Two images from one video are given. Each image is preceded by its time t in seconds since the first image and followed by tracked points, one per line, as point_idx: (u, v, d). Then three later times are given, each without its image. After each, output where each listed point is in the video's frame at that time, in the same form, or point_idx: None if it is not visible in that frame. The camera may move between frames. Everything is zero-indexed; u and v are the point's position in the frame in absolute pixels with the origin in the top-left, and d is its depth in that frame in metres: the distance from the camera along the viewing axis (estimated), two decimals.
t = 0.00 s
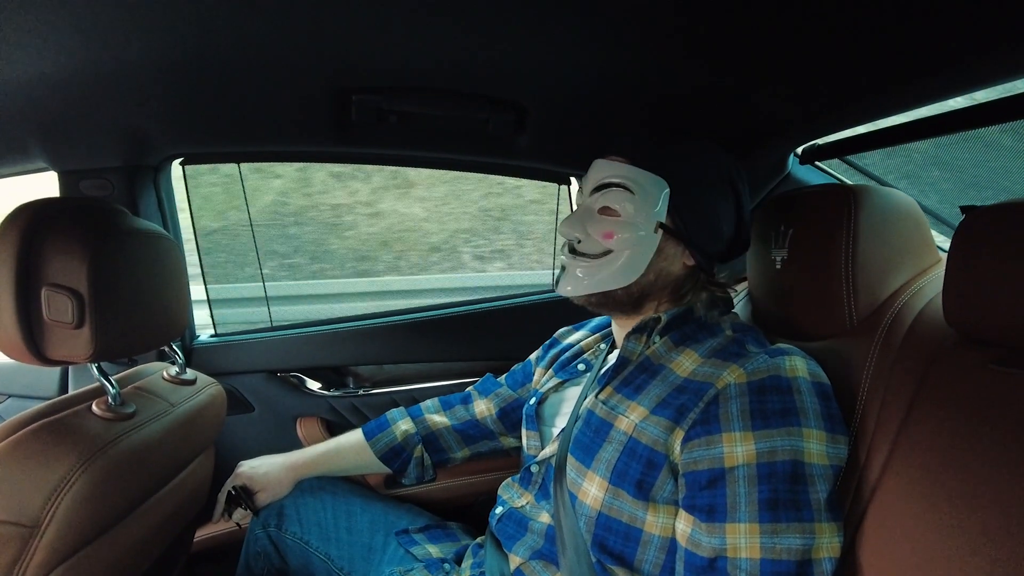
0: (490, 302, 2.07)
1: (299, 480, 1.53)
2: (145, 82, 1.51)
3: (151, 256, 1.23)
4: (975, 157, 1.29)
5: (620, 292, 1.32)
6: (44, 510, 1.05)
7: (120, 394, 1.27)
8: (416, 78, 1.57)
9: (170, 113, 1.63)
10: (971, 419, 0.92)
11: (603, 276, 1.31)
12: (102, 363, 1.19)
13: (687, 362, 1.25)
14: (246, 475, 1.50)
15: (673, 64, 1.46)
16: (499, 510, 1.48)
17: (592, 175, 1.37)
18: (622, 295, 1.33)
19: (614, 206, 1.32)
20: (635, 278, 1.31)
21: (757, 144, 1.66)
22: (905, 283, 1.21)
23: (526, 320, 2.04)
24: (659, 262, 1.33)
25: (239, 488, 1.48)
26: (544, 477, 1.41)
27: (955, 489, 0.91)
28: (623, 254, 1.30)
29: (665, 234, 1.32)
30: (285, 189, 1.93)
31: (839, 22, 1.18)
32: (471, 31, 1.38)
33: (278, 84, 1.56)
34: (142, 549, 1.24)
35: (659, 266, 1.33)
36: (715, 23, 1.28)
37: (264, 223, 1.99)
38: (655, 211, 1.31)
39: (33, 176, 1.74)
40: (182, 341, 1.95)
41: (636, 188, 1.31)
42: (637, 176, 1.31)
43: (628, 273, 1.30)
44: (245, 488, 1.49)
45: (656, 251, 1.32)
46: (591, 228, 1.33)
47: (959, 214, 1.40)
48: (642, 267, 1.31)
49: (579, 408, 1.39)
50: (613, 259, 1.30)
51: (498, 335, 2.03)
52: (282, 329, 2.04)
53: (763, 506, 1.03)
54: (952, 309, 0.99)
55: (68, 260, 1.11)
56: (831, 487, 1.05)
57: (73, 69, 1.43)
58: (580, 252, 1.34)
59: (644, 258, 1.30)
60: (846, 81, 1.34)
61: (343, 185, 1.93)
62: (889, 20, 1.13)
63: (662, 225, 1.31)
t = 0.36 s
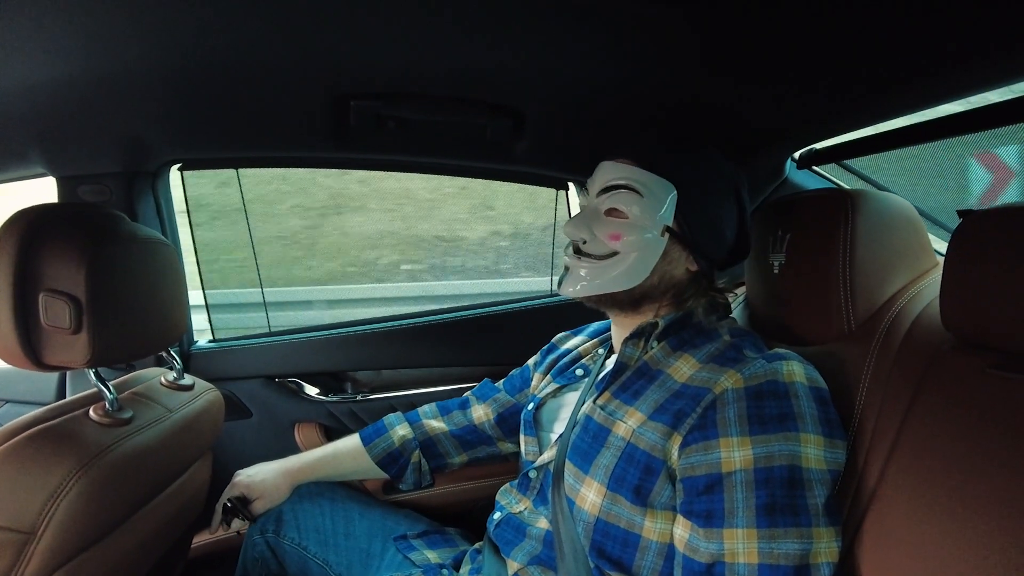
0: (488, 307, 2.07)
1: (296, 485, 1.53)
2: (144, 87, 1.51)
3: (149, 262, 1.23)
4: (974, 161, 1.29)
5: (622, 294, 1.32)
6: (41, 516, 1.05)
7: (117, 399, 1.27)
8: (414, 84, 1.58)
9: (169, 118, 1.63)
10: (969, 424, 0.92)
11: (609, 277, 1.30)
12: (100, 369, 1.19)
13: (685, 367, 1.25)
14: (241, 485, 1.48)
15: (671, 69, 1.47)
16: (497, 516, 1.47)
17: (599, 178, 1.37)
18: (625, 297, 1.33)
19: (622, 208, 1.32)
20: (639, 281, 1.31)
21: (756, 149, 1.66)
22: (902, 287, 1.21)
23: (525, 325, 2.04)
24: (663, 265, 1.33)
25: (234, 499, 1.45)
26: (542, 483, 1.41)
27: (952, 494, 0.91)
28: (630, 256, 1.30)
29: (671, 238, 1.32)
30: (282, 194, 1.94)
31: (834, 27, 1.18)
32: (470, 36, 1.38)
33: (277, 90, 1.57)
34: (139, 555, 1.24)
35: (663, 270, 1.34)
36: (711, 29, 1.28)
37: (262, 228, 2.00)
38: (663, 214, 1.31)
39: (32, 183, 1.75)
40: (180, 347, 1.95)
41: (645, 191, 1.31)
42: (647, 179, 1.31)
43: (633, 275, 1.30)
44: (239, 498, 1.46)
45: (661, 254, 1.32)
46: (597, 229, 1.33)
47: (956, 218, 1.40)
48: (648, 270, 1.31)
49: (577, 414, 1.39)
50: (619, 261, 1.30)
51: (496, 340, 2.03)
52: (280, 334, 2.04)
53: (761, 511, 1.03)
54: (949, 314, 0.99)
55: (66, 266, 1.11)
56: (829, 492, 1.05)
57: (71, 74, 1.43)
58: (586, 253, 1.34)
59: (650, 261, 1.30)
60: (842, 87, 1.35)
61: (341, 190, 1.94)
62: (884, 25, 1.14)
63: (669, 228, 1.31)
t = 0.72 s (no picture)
0: (486, 309, 2.06)
1: (294, 488, 1.52)
2: (142, 89, 1.51)
3: (146, 263, 1.22)
4: (974, 162, 1.29)
5: (622, 292, 1.31)
6: (37, 519, 1.04)
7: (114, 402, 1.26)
8: (413, 86, 1.58)
9: (167, 120, 1.63)
10: (970, 425, 0.92)
11: (609, 274, 1.30)
12: (96, 371, 1.18)
13: (685, 369, 1.25)
14: (240, 485, 1.47)
15: (671, 69, 1.46)
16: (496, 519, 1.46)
17: (604, 176, 1.37)
18: (624, 295, 1.32)
19: (625, 205, 1.32)
20: (639, 279, 1.31)
21: (755, 150, 1.66)
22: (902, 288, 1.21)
23: (524, 327, 2.04)
24: (664, 265, 1.33)
25: (234, 501, 1.46)
26: (542, 485, 1.40)
27: (954, 496, 0.90)
28: (630, 254, 1.29)
29: (672, 238, 1.32)
30: (279, 196, 1.94)
31: (834, 27, 1.19)
32: (469, 37, 1.38)
33: (276, 92, 1.57)
34: (137, 559, 1.23)
35: (664, 270, 1.33)
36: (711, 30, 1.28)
37: (259, 229, 2.00)
38: (665, 213, 1.31)
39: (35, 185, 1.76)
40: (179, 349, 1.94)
41: (648, 189, 1.31)
42: (651, 177, 1.31)
43: (633, 273, 1.30)
44: (240, 501, 1.48)
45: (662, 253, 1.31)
46: (599, 226, 1.33)
47: (956, 219, 1.40)
48: (648, 268, 1.30)
49: (578, 416, 1.38)
50: (620, 258, 1.30)
51: (495, 343, 2.03)
52: (278, 337, 2.03)
53: (762, 513, 1.03)
54: (950, 316, 0.98)
55: (63, 267, 1.10)
56: (830, 494, 1.05)
57: (69, 76, 1.43)
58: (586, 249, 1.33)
59: (650, 259, 1.30)
60: (842, 88, 1.35)
61: (340, 192, 1.94)
62: (884, 26, 1.14)
63: (671, 228, 1.31)
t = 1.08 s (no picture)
0: (485, 312, 2.07)
1: (293, 492, 1.51)
2: (142, 92, 1.51)
3: (146, 267, 1.23)
4: (970, 165, 1.30)
5: (618, 297, 1.32)
6: (37, 524, 1.04)
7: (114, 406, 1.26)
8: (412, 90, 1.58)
9: (166, 124, 1.63)
10: (968, 427, 0.93)
11: (604, 281, 1.31)
12: (96, 375, 1.18)
13: (684, 372, 1.25)
14: (238, 495, 1.46)
15: (669, 74, 1.47)
16: (496, 522, 1.46)
17: (596, 183, 1.38)
18: (621, 301, 1.33)
19: (618, 212, 1.33)
20: (636, 284, 1.31)
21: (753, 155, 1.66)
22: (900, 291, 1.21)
23: (522, 331, 2.04)
24: (660, 270, 1.34)
25: (234, 511, 1.45)
26: (542, 489, 1.41)
27: (953, 498, 0.91)
28: (625, 260, 1.30)
29: (667, 242, 1.33)
30: (279, 200, 1.94)
31: (832, 30, 1.19)
32: (469, 41, 1.39)
33: (276, 96, 1.57)
34: (137, 563, 1.23)
35: (660, 274, 1.34)
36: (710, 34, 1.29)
37: (259, 234, 1.99)
38: (659, 219, 1.31)
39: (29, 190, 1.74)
40: (177, 354, 1.94)
41: (640, 196, 1.31)
42: (642, 184, 1.32)
43: (630, 279, 1.30)
44: (240, 510, 1.46)
45: (658, 258, 1.32)
46: (593, 234, 1.34)
47: (952, 223, 1.41)
48: (644, 273, 1.31)
49: (577, 419, 1.38)
50: (615, 265, 1.31)
51: (494, 346, 2.03)
52: (277, 341, 2.03)
53: (762, 516, 1.03)
54: (948, 319, 0.99)
55: (63, 272, 1.10)
56: (829, 496, 1.05)
57: (69, 79, 1.43)
58: (581, 257, 1.34)
59: (646, 265, 1.31)
60: (839, 92, 1.35)
61: (339, 197, 1.94)
62: (882, 29, 1.14)
63: (665, 232, 1.32)
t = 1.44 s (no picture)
0: (481, 316, 2.07)
1: (290, 496, 1.51)
2: (141, 97, 1.52)
3: (144, 271, 1.23)
4: (962, 171, 1.31)
5: (611, 299, 1.33)
6: (33, 527, 1.04)
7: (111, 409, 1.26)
8: (410, 95, 1.59)
9: (165, 128, 1.64)
10: (960, 429, 0.93)
11: (596, 283, 1.32)
12: (94, 378, 1.18)
13: (679, 376, 1.26)
14: (234, 498, 1.46)
15: (664, 80, 1.49)
16: (493, 526, 1.47)
17: (587, 188, 1.40)
18: (614, 303, 1.34)
19: (609, 215, 1.34)
20: (627, 286, 1.32)
21: (747, 160, 1.68)
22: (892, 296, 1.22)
23: (519, 336, 2.04)
24: (652, 272, 1.35)
25: (229, 520, 1.45)
26: (538, 493, 1.41)
27: (943, 501, 0.92)
28: (617, 262, 1.32)
29: (657, 244, 1.35)
30: (277, 203, 1.96)
31: (826, 37, 1.21)
32: (467, 47, 1.40)
33: (274, 101, 1.58)
34: (134, 566, 1.23)
35: (651, 276, 1.35)
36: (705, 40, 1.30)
37: (257, 237, 2.02)
38: (650, 222, 1.33)
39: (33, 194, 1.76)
40: (174, 358, 1.94)
41: (630, 199, 1.33)
42: (631, 187, 1.33)
43: (622, 281, 1.32)
44: (236, 517, 1.46)
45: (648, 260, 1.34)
46: (586, 237, 1.35)
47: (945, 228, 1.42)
48: (635, 275, 1.32)
49: (573, 423, 1.39)
50: (607, 267, 1.32)
51: (491, 351, 2.03)
52: (274, 345, 2.03)
53: (756, 519, 1.03)
54: (939, 322, 1.00)
55: (61, 275, 1.11)
56: (823, 499, 1.06)
57: (68, 83, 1.44)
58: (573, 260, 1.36)
59: (637, 266, 1.32)
60: (833, 97, 1.37)
61: (337, 199, 1.96)
62: (874, 36, 1.16)
63: (655, 235, 1.33)
